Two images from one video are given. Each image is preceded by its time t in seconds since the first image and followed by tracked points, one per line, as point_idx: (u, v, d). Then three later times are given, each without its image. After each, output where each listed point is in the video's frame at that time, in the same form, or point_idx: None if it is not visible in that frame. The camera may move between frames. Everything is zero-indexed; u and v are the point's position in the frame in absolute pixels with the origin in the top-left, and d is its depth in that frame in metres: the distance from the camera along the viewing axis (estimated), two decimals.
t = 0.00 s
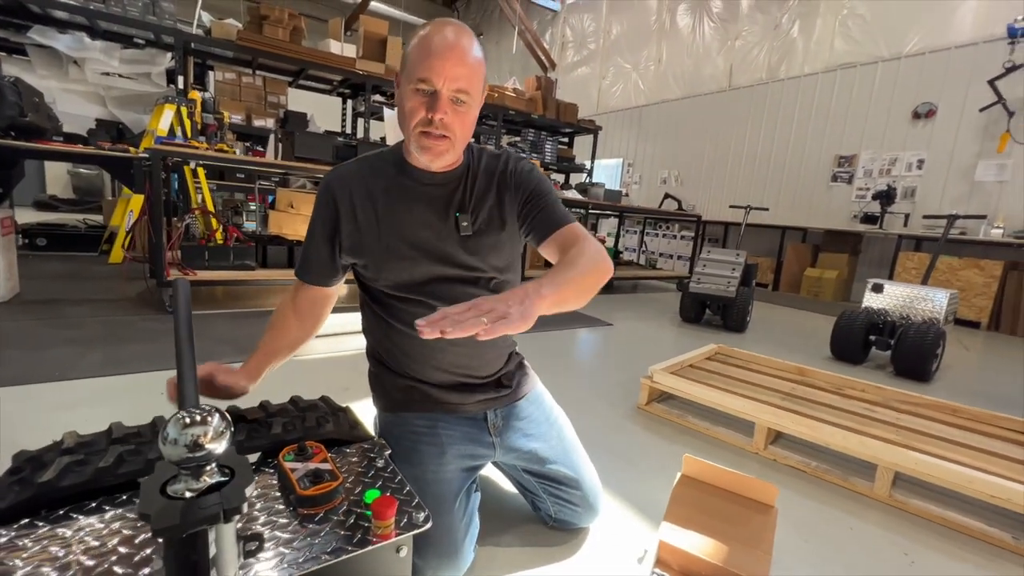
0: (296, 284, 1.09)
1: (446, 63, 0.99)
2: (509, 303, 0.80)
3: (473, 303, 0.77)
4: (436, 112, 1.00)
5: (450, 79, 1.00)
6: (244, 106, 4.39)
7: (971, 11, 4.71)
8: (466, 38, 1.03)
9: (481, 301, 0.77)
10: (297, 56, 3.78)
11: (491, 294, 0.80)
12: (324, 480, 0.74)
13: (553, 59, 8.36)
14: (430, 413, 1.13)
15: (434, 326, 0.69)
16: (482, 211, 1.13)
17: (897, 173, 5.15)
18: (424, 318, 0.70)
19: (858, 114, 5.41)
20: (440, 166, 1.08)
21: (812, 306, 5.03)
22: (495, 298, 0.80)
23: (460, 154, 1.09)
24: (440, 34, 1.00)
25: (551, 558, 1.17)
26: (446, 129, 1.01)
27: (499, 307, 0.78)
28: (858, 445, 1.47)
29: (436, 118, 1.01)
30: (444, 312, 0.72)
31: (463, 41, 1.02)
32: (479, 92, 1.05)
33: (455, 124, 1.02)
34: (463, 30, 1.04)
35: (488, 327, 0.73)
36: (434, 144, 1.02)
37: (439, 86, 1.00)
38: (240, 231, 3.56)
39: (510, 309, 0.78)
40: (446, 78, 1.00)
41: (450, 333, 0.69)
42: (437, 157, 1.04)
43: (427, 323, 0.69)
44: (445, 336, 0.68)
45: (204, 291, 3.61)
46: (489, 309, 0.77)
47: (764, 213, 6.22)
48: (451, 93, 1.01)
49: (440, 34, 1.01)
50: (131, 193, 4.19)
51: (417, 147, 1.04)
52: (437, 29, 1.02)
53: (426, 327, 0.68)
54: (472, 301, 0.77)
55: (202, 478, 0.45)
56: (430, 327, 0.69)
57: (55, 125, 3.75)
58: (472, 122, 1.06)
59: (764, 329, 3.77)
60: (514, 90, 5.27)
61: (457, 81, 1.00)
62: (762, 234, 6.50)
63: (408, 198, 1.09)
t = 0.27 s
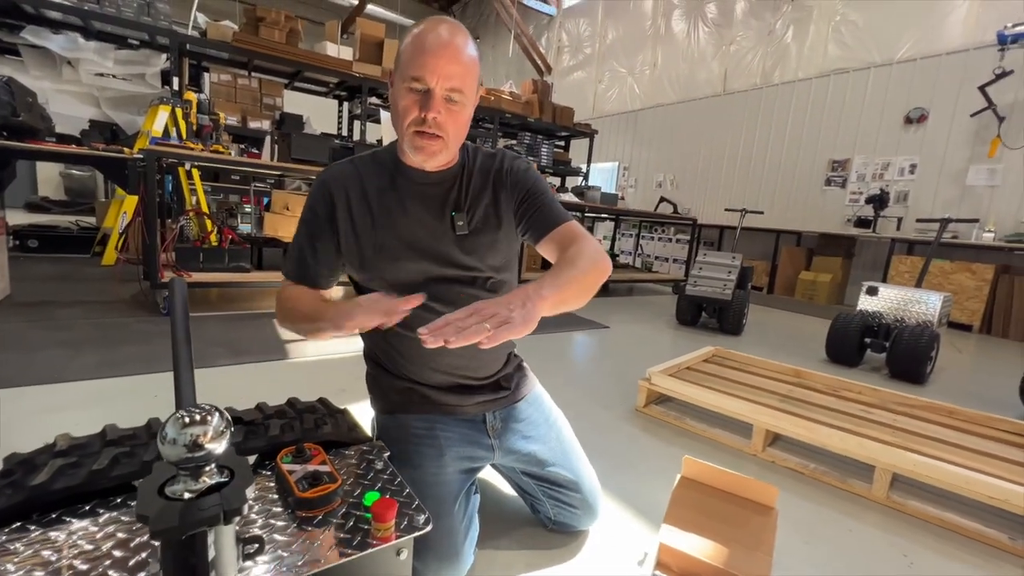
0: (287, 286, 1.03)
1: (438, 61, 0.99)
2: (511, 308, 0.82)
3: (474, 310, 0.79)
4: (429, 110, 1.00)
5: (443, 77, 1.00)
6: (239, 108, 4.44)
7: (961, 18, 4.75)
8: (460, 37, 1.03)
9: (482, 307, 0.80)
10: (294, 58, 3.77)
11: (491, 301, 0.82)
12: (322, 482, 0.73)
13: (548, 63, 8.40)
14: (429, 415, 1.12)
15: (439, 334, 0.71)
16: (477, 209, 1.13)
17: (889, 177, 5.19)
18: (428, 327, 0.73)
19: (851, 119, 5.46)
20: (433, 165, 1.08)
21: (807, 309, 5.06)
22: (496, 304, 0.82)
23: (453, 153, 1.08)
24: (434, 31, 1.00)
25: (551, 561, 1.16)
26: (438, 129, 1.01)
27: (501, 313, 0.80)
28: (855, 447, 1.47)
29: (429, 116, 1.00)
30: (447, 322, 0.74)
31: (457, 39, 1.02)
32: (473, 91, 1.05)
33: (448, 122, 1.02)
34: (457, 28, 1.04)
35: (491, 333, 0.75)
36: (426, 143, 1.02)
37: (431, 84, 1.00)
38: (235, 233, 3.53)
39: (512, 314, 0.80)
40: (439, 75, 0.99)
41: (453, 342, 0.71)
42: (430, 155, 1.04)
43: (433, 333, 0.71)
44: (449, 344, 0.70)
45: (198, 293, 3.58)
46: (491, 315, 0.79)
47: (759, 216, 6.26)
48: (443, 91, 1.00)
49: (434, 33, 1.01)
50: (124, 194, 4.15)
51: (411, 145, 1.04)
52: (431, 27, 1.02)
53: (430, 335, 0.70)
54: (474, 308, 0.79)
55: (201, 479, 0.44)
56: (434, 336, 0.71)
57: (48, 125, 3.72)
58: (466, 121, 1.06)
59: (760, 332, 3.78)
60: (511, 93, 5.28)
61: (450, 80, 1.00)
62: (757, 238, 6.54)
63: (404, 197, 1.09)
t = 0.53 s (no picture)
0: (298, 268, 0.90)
1: (431, 62, 0.99)
2: (512, 310, 0.85)
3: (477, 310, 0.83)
4: (421, 111, 1.00)
5: (436, 79, 0.99)
6: (235, 110, 4.42)
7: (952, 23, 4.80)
8: (455, 38, 1.03)
9: (484, 307, 0.83)
10: (289, 60, 3.76)
11: (494, 303, 0.86)
12: (319, 487, 0.72)
13: (544, 66, 8.44)
14: (427, 418, 1.11)
15: (442, 328, 0.74)
16: (475, 210, 1.13)
17: (883, 181, 5.23)
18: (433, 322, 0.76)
19: (844, 123, 5.50)
20: (428, 167, 1.07)
21: (802, 312, 5.08)
22: (498, 306, 0.86)
23: (447, 155, 1.08)
24: (429, 32, 1.00)
25: (549, 565, 1.15)
26: (430, 131, 1.01)
27: (502, 314, 0.84)
28: (852, 449, 1.47)
29: (421, 118, 1.00)
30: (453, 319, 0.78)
31: (452, 40, 1.02)
32: (467, 93, 1.04)
33: (441, 124, 1.01)
34: (452, 30, 1.04)
35: (491, 329, 0.78)
36: (420, 145, 1.01)
37: (424, 85, 0.99)
38: (230, 235, 3.51)
39: (513, 316, 0.84)
40: (433, 77, 0.99)
41: (454, 334, 0.73)
42: (423, 157, 1.03)
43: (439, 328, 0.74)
44: (450, 337, 0.73)
45: (192, 296, 3.55)
46: (492, 315, 0.83)
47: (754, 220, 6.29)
48: (436, 92, 1.00)
49: (429, 34, 1.00)
50: (118, 197, 4.12)
51: (404, 147, 1.03)
52: (426, 28, 1.02)
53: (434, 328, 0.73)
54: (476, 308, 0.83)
55: (195, 484, 0.43)
56: (436, 329, 0.74)
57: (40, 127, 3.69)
58: (460, 122, 1.05)
59: (756, 334, 3.79)
60: (507, 96, 5.29)
61: (443, 82, 1.00)
62: (752, 240, 6.57)
63: (402, 196, 1.08)
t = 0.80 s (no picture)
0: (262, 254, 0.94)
1: (421, 68, 0.98)
2: (523, 314, 0.81)
3: (485, 315, 0.78)
4: (410, 120, 0.99)
5: (425, 85, 0.98)
6: (230, 112, 4.40)
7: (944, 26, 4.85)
8: (449, 41, 1.02)
9: (494, 312, 0.78)
10: (285, 62, 3.75)
11: (504, 306, 0.81)
12: (317, 491, 0.71)
13: (540, 70, 8.46)
14: (426, 420, 1.10)
15: (453, 339, 0.70)
16: (477, 214, 1.12)
17: (877, 183, 5.26)
18: (441, 330, 0.72)
19: (838, 126, 5.53)
20: (424, 173, 1.07)
21: (797, 313, 5.09)
22: (509, 310, 0.81)
23: (443, 161, 1.06)
24: (419, 37, 0.99)
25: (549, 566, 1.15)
26: (422, 137, 1.00)
27: (513, 319, 0.79)
28: (850, 449, 1.48)
29: (410, 126, 0.99)
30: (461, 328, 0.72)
31: (444, 44, 1.00)
32: (462, 97, 1.03)
33: (432, 130, 1.00)
34: (447, 34, 1.03)
35: (504, 338, 0.74)
36: (411, 152, 1.01)
37: (413, 92, 0.99)
38: (225, 238, 3.50)
39: (525, 320, 0.79)
40: (422, 83, 0.98)
41: (467, 345, 0.69)
42: (415, 165, 1.03)
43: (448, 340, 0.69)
44: (462, 348, 0.69)
45: (187, 299, 3.53)
46: (503, 321, 0.78)
47: (749, 221, 6.31)
48: (426, 99, 0.99)
49: (422, 39, 1.00)
50: (112, 199, 4.10)
51: (398, 155, 1.03)
52: (418, 33, 1.01)
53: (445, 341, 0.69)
54: (485, 312, 0.78)
55: (193, 489, 0.42)
56: (447, 340, 0.70)
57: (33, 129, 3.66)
58: (454, 128, 1.04)
59: (752, 336, 3.80)
60: (503, 99, 5.29)
61: (434, 88, 0.99)
62: (747, 242, 6.59)
63: (402, 201, 1.08)
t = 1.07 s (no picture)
0: (250, 254, 0.95)
1: (408, 65, 0.98)
2: (515, 309, 0.78)
3: (475, 309, 0.75)
4: (399, 117, 0.99)
5: (411, 82, 0.98)
6: (225, 114, 4.39)
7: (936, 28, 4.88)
8: (436, 39, 1.02)
9: (484, 307, 0.75)
10: (280, 64, 3.74)
11: (494, 300, 0.78)
12: (313, 493, 0.70)
13: (536, 71, 8.48)
14: (421, 422, 1.10)
15: (442, 335, 0.68)
16: (469, 213, 1.11)
17: (871, 183, 5.29)
18: (430, 326, 0.70)
19: (833, 127, 5.56)
20: (415, 172, 1.06)
21: (793, 313, 5.11)
22: (500, 305, 0.78)
23: (434, 159, 1.06)
24: (406, 35, 0.99)
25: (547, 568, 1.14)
26: (411, 136, 1.00)
27: (505, 314, 0.76)
28: (847, 448, 1.48)
29: (400, 123, 0.99)
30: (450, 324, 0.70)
31: (432, 42, 1.00)
32: (450, 94, 1.03)
33: (421, 128, 1.00)
34: (434, 33, 1.03)
35: (497, 334, 0.71)
36: (401, 150, 1.01)
37: (401, 89, 0.98)
38: (220, 240, 3.48)
39: (516, 315, 0.77)
40: (409, 81, 0.98)
41: (457, 343, 0.67)
42: (404, 163, 1.02)
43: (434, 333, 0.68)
44: (453, 345, 0.67)
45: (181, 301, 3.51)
46: (495, 315, 0.75)
47: (745, 222, 6.33)
48: (414, 96, 0.99)
49: (408, 36, 1.00)
50: (106, 201, 4.07)
51: (388, 153, 1.03)
52: (405, 32, 1.01)
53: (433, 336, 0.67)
54: (475, 307, 0.75)
55: (186, 492, 0.42)
56: (437, 336, 0.68)
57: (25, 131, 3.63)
58: (443, 124, 1.03)
59: (749, 336, 3.81)
60: (499, 100, 5.30)
61: (421, 85, 0.98)
62: (743, 243, 6.61)
63: (393, 200, 1.08)
